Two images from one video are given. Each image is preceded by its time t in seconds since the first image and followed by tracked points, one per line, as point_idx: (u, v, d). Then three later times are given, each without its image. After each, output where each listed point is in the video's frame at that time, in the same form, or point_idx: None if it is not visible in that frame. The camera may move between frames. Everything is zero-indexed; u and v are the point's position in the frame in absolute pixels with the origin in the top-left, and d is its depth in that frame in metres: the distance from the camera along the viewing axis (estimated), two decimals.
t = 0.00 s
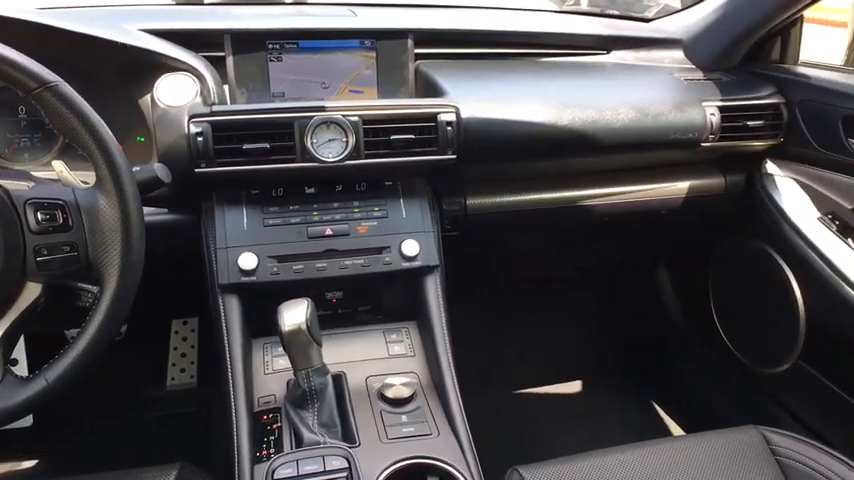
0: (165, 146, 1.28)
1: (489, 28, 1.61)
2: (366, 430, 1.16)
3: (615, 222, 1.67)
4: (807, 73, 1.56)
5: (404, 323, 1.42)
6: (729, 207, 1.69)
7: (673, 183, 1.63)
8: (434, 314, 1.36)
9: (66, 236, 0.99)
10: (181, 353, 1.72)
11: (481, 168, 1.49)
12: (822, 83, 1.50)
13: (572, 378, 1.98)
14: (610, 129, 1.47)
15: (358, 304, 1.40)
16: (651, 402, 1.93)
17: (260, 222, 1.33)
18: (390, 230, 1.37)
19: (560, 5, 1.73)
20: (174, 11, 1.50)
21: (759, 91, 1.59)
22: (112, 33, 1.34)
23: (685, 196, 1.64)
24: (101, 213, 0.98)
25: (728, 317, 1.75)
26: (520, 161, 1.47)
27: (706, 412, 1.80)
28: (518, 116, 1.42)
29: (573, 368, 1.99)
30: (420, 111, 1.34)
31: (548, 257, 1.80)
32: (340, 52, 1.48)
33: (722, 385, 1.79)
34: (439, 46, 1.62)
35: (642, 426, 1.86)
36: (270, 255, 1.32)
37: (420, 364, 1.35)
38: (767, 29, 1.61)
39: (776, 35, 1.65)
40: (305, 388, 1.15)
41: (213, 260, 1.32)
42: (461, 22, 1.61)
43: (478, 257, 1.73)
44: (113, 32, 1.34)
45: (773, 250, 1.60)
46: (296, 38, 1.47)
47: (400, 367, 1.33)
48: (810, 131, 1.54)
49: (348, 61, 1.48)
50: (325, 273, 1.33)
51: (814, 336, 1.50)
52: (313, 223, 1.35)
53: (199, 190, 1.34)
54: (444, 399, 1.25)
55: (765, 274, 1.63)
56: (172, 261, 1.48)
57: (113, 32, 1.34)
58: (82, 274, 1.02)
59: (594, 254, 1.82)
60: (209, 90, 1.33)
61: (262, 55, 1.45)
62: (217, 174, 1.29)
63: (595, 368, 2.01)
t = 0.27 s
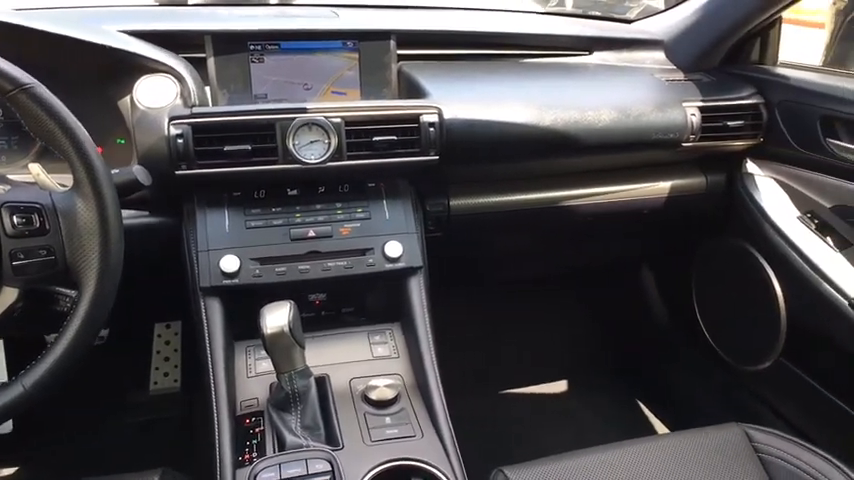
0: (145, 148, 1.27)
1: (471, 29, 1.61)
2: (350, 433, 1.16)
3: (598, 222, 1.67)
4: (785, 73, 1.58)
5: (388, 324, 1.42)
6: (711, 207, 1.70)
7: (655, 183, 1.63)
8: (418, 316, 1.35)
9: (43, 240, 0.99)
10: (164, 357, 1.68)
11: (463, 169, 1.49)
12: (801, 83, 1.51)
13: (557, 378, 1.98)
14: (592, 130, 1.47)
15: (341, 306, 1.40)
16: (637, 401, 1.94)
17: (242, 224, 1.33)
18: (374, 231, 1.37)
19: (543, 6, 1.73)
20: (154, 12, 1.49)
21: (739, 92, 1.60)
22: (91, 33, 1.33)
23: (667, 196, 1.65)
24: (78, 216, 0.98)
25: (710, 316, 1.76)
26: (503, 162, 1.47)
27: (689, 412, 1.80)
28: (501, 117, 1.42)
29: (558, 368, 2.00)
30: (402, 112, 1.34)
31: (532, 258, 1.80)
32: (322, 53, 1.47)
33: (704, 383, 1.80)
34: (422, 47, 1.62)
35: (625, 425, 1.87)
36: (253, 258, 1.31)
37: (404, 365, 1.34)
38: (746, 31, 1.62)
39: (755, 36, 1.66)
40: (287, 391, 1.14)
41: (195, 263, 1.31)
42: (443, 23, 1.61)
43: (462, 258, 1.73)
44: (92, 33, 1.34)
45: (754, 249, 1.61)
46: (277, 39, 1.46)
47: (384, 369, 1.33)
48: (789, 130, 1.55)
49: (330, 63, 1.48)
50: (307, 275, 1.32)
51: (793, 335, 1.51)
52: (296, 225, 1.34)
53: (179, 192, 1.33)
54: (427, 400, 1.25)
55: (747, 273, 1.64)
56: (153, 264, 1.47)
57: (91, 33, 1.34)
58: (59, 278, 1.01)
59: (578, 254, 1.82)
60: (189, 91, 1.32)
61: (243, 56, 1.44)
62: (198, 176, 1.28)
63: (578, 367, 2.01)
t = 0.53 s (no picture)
0: (122, 152, 1.26)
1: (452, 31, 1.61)
2: (332, 436, 1.15)
3: (580, 224, 1.68)
4: (765, 76, 1.58)
5: (370, 327, 1.41)
6: (692, 208, 1.70)
7: (636, 184, 1.64)
8: (400, 319, 1.35)
9: (17, 245, 1.00)
10: (144, 364, 1.66)
11: (445, 172, 1.48)
12: (779, 85, 1.52)
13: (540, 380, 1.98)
14: (573, 132, 1.47)
15: (323, 309, 1.39)
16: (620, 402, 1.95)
17: (222, 228, 1.31)
18: (355, 234, 1.36)
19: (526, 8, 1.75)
20: (132, 14, 1.47)
21: (719, 94, 1.61)
22: (67, 35, 1.33)
23: (648, 197, 1.65)
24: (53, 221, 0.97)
25: (692, 317, 1.76)
26: (485, 164, 1.47)
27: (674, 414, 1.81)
28: (482, 119, 1.41)
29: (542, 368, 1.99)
30: (383, 115, 1.34)
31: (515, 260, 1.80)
32: (303, 55, 1.47)
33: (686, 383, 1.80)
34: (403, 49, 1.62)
35: (608, 426, 1.88)
36: (233, 262, 1.30)
37: (387, 368, 1.34)
38: (726, 33, 1.63)
39: (734, 38, 1.67)
40: (268, 395, 1.13)
41: (174, 267, 1.30)
42: (425, 25, 1.61)
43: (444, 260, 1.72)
44: (68, 36, 1.33)
45: (734, 250, 1.62)
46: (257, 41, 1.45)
47: (366, 372, 1.32)
48: (767, 132, 1.56)
49: (311, 65, 1.47)
50: (288, 278, 1.31)
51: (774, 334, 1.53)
52: (277, 228, 1.33)
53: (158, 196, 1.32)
54: (409, 403, 1.24)
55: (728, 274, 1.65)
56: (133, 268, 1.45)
57: (67, 35, 1.33)
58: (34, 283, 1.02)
59: (561, 257, 1.82)
60: (168, 94, 1.31)
61: (224, 58, 1.43)
62: (176, 179, 1.26)
63: (562, 369, 2.02)
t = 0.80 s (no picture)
0: (100, 155, 1.24)
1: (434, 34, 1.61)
2: (314, 441, 1.14)
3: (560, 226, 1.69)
4: (745, 79, 1.60)
5: (353, 331, 1.38)
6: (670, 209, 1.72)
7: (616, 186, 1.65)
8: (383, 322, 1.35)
9: None
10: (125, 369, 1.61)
11: (427, 174, 1.48)
12: (756, 88, 1.54)
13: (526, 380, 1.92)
14: (553, 134, 1.48)
15: (305, 313, 1.38)
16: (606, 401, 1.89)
17: (202, 232, 1.31)
18: (337, 237, 1.36)
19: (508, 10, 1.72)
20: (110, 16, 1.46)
21: (698, 96, 1.62)
22: (43, 38, 1.31)
23: (629, 198, 1.66)
24: (28, 225, 0.96)
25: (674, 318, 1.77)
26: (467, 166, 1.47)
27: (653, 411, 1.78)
28: (464, 122, 1.42)
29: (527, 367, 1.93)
30: (365, 118, 1.33)
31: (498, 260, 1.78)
32: (285, 58, 1.46)
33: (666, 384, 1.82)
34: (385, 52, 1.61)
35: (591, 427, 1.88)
36: (213, 266, 1.29)
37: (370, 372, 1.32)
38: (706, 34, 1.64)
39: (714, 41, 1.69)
40: (249, 400, 1.13)
41: (153, 272, 1.29)
42: (406, 28, 1.60)
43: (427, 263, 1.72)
44: (44, 38, 1.31)
45: (715, 251, 1.63)
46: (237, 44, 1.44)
47: (349, 376, 1.30)
48: (746, 133, 1.57)
49: (292, 67, 1.46)
50: (269, 282, 1.30)
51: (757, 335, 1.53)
52: (258, 232, 1.32)
53: (137, 200, 1.30)
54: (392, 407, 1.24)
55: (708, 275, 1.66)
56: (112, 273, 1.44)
57: (43, 38, 1.32)
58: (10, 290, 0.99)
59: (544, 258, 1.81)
60: (146, 97, 1.30)
61: (205, 61, 1.43)
62: (155, 183, 1.25)
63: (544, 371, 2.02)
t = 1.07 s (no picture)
0: (78, 160, 1.24)
1: (416, 37, 1.60)
2: (295, 446, 1.07)
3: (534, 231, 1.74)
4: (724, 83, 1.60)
5: (334, 336, 1.35)
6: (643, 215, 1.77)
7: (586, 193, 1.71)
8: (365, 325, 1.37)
9: None
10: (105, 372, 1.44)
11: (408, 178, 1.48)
12: (735, 92, 1.54)
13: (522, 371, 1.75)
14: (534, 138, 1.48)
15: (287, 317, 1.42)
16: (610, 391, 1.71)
17: (183, 239, 1.34)
18: (317, 242, 1.40)
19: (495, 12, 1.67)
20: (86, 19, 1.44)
21: (677, 100, 1.63)
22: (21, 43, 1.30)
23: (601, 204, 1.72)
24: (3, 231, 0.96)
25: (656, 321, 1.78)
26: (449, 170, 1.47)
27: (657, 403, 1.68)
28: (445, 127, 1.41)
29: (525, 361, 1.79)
30: (345, 123, 1.32)
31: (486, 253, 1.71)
32: (266, 61, 1.46)
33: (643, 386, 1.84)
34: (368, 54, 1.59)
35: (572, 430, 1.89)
36: (194, 272, 1.33)
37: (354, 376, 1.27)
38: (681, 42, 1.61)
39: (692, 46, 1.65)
40: (230, 407, 1.12)
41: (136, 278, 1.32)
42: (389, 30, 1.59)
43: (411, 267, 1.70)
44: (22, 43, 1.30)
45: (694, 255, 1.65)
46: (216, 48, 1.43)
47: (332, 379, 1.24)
48: (725, 137, 1.58)
49: (274, 71, 1.46)
50: (252, 287, 1.35)
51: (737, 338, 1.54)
52: (240, 238, 1.36)
53: (118, 204, 1.30)
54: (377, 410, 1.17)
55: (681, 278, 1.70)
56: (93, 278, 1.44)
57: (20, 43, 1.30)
58: None
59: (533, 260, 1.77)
60: (125, 102, 1.29)
61: (185, 63, 1.42)
62: (135, 188, 1.26)
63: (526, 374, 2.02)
